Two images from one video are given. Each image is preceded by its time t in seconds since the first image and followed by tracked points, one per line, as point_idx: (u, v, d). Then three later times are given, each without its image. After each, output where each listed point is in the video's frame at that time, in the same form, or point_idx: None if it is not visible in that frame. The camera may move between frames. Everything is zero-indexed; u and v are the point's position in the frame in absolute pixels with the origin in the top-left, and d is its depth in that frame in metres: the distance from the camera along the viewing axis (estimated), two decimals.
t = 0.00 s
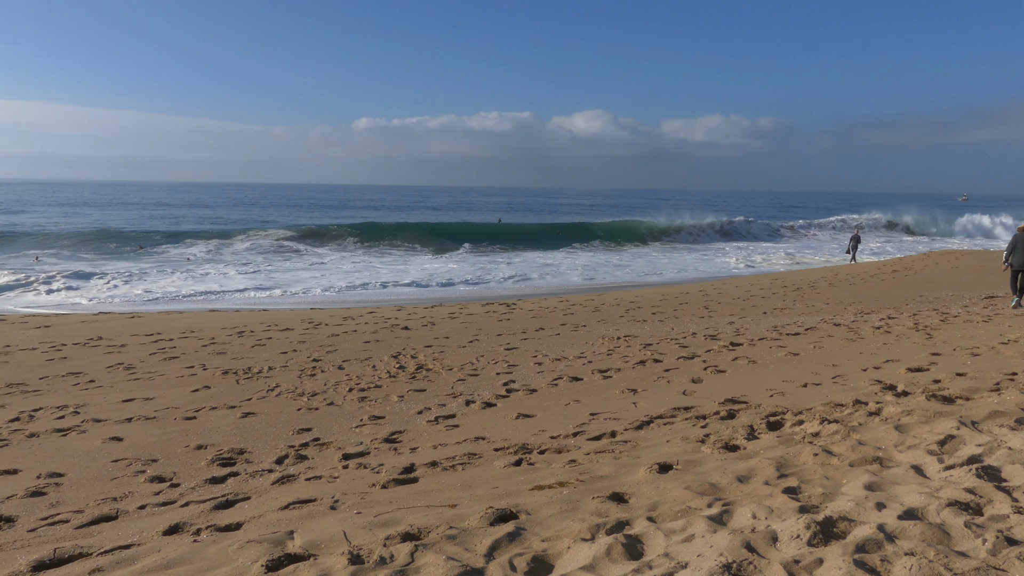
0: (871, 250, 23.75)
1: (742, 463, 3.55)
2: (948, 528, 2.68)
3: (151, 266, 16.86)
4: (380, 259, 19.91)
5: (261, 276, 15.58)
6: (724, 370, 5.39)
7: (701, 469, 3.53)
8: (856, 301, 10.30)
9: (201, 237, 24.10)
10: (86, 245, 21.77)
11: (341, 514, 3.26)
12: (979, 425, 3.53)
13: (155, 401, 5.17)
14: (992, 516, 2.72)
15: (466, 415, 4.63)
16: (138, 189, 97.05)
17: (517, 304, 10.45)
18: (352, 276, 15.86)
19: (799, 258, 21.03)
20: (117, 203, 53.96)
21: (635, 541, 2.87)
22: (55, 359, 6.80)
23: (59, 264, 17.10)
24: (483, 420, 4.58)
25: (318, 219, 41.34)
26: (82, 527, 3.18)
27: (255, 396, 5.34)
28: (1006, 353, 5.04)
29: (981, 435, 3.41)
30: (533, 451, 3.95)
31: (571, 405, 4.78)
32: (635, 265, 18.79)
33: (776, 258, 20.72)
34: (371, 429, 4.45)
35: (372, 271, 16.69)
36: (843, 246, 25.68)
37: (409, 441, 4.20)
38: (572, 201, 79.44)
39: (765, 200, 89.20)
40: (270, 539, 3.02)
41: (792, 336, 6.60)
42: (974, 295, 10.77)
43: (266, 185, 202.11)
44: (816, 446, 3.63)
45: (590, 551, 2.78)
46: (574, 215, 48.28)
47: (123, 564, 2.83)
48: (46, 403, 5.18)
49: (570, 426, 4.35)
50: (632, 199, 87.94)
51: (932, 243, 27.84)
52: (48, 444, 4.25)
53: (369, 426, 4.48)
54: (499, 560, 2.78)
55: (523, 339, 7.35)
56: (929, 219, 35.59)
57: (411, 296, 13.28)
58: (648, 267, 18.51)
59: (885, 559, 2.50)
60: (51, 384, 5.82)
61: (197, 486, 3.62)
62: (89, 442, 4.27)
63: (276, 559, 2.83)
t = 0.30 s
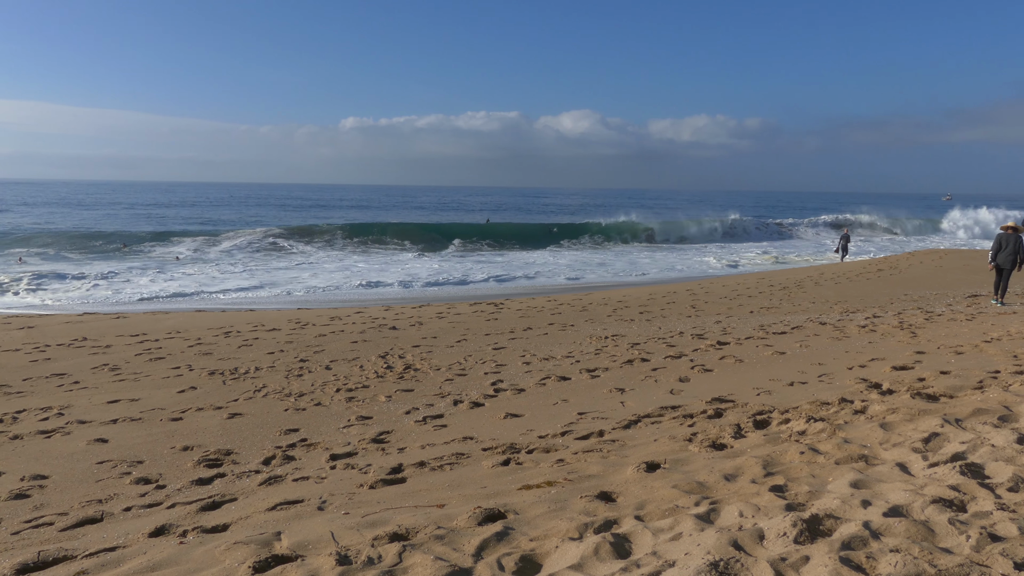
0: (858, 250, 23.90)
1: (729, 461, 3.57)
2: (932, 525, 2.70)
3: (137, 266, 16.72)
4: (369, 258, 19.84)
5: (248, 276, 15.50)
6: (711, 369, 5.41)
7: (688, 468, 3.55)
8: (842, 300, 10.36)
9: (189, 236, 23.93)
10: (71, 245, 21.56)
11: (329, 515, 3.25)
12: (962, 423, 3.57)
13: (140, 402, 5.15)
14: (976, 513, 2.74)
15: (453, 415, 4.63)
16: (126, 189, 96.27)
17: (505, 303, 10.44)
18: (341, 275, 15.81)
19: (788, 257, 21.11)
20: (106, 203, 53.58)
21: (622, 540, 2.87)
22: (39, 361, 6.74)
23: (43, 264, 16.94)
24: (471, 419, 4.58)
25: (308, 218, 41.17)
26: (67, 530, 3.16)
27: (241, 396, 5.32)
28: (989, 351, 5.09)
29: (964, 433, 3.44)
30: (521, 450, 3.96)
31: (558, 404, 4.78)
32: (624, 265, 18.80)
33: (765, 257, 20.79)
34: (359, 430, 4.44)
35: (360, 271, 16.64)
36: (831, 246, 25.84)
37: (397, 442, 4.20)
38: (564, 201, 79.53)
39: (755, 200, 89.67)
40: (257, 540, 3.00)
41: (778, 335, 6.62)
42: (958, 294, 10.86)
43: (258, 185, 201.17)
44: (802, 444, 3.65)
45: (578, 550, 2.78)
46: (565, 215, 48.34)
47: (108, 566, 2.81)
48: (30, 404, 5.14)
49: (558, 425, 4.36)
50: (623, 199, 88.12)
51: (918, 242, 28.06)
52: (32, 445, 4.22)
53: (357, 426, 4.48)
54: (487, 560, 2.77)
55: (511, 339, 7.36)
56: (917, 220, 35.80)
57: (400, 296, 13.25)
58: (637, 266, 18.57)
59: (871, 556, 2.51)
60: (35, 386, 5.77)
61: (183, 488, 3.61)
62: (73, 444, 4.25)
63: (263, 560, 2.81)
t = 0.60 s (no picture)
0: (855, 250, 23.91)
1: (726, 461, 3.57)
2: (928, 524, 2.70)
3: (133, 266, 16.69)
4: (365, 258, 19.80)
5: (244, 276, 15.47)
6: (707, 369, 5.41)
7: (684, 467, 3.55)
8: (838, 300, 10.36)
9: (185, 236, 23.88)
10: (67, 245, 21.52)
11: (326, 515, 3.25)
12: (958, 423, 3.58)
13: (136, 402, 5.14)
14: (971, 512, 2.75)
15: (450, 415, 4.62)
16: (123, 189, 96.04)
17: (501, 303, 10.44)
18: (337, 275, 15.79)
19: (785, 257, 21.11)
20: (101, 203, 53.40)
21: (619, 540, 2.88)
22: (34, 361, 6.73)
23: (39, 265, 16.92)
24: (467, 419, 4.58)
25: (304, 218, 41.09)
26: (63, 531, 3.15)
27: (237, 396, 5.32)
28: (984, 350, 5.11)
29: (960, 432, 3.45)
30: (518, 450, 3.96)
31: (555, 404, 4.79)
32: (621, 265, 18.78)
33: (762, 257, 20.79)
34: (355, 430, 4.44)
35: (357, 271, 16.61)
36: (828, 246, 25.84)
37: (394, 442, 4.20)
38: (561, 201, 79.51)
39: (752, 200, 89.81)
40: (254, 541, 3.00)
41: (774, 335, 6.62)
42: (954, 293, 10.87)
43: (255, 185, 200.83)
44: (799, 444, 3.66)
45: (575, 550, 2.78)
46: (562, 215, 48.30)
47: (104, 567, 2.80)
48: (25, 405, 5.13)
49: (554, 425, 4.36)
50: (621, 199, 88.09)
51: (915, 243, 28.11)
52: (28, 445, 4.22)
53: (353, 426, 4.47)
54: (483, 560, 2.77)
55: (508, 339, 7.35)
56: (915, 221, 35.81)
57: (396, 296, 13.24)
58: (633, 266, 18.58)
59: (867, 556, 2.52)
60: (29, 386, 5.76)
61: (179, 488, 3.60)
62: (69, 444, 4.24)
63: (259, 560, 2.81)
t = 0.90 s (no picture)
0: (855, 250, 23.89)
1: (725, 461, 3.57)
2: (927, 524, 2.70)
3: (133, 266, 16.69)
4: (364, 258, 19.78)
5: (243, 276, 15.47)
6: (706, 369, 5.41)
7: (684, 467, 3.55)
8: (837, 300, 10.36)
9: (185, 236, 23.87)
10: (66, 245, 21.53)
11: (325, 515, 3.25)
12: (958, 422, 3.58)
13: (136, 402, 5.14)
14: (970, 512, 2.75)
15: (449, 415, 4.62)
16: (122, 189, 95.94)
17: (500, 303, 10.43)
18: (336, 275, 15.78)
19: (784, 258, 21.09)
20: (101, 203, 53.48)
21: (619, 540, 2.88)
22: (34, 361, 6.73)
23: (38, 264, 16.91)
24: (467, 419, 4.58)
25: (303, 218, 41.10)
26: (62, 531, 3.15)
27: (237, 396, 5.32)
28: (983, 350, 5.11)
29: (959, 432, 3.45)
30: (518, 450, 3.96)
31: (554, 405, 4.78)
32: (620, 265, 18.74)
33: (761, 257, 20.76)
34: (355, 430, 4.44)
35: (356, 271, 16.61)
36: (827, 246, 25.82)
37: (393, 442, 4.20)
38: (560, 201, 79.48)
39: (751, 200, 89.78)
40: (253, 541, 3.00)
41: (774, 335, 6.62)
42: (953, 293, 10.87)
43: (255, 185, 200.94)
44: (798, 444, 3.66)
45: (575, 550, 2.78)
46: (561, 215, 48.27)
47: (104, 567, 2.80)
48: (25, 405, 5.13)
49: (554, 425, 4.36)
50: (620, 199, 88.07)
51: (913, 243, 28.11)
52: (28, 445, 4.22)
53: (353, 426, 4.47)
54: (483, 560, 2.77)
55: (508, 339, 7.35)
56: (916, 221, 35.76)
57: (395, 296, 13.23)
58: (633, 266, 18.56)
59: (866, 555, 2.52)
60: (29, 386, 5.76)
61: (179, 488, 3.60)
62: (69, 444, 4.24)
63: (259, 560, 2.81)
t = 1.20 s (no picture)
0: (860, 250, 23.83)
1: (730, 461, 3.56)
2: (933, 525, 2.70)
3: (137, 266, 16.72)
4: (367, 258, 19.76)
5: (247, 276, 15.47)
6: (710, 369, 5.40)
7: (688, 467, 3.55)
8: (842, 300, 10.33)
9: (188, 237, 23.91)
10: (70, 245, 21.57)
11: (330, 514, 3.25)
12: (963, 423, 3.57)
13: (141, 401, 5.16)
14: (976, 513, 2.74)
15: (454, 415, 4.62)
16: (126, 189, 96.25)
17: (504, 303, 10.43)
18: (340, 275, 15.78)
19: (788, 258, 21.04)
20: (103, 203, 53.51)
21: (623, 540, 2.87)
22: (40, 361, 6.74)
23: (41, 264, 16.94)
24: (471, 418, 4.58)
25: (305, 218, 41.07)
26: (68, 529, 3.16)
27: (242, 396, 5.33)
28: (989, 350, 5.09)
29: (965, 432, 3.44)
30: (522, 450, 3.95)
31: (558, 405, 4.78)
32: (622, 265, 18.70)
33: (765, 258, 20.70)
34: (360, 430, 4.44)
35: (360, 271, 16.61)
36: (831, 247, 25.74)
37: (398, 442, 4.20)
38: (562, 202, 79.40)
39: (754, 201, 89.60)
40: (258, 540, 3.00)
41: (778, 336, 6.60)
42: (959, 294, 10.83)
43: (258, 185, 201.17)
44: (803, 444, 3.65)
45: (579, 550, 2.78)
46: (563, 215, 48.22)
47: (109, 566, 2.81)
48: (31, 404, 5.14)
49: (558, 425, 4.36)
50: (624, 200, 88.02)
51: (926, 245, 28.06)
52: (34, 444, 4.23)
53: (358, 426, 4.48)
54: (487, 560, 2.77)
55: (512, 339, 7.34)
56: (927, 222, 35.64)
57: (399, 296, 13.23)
58: (636, 267, 18.52)
59: (871, 556, 2.51)
60: (35, 386, 5.78)
61: (184, 487, 3.61)
62: (74, 443, 4.25)
63: (264, 559, 2.81)
